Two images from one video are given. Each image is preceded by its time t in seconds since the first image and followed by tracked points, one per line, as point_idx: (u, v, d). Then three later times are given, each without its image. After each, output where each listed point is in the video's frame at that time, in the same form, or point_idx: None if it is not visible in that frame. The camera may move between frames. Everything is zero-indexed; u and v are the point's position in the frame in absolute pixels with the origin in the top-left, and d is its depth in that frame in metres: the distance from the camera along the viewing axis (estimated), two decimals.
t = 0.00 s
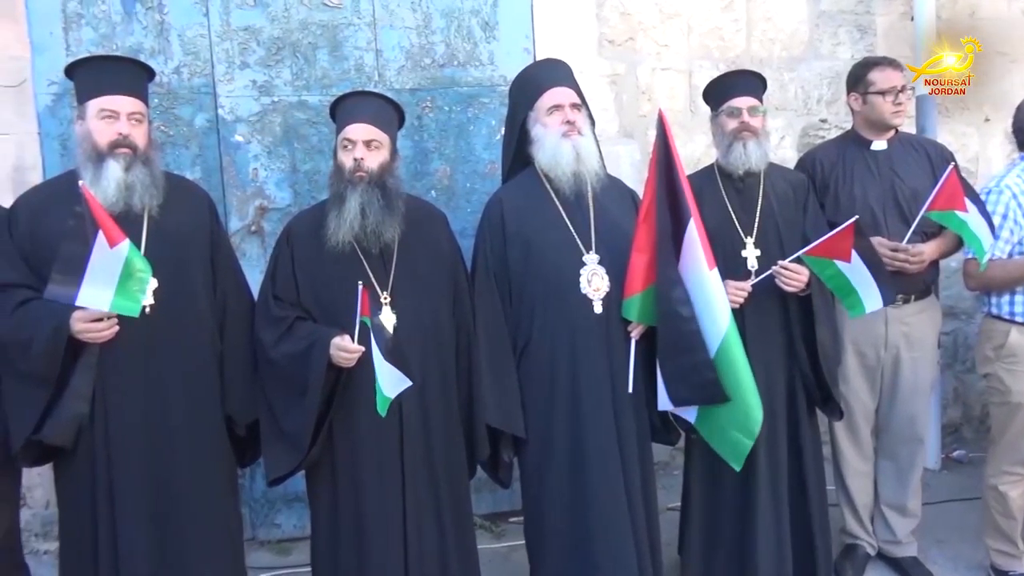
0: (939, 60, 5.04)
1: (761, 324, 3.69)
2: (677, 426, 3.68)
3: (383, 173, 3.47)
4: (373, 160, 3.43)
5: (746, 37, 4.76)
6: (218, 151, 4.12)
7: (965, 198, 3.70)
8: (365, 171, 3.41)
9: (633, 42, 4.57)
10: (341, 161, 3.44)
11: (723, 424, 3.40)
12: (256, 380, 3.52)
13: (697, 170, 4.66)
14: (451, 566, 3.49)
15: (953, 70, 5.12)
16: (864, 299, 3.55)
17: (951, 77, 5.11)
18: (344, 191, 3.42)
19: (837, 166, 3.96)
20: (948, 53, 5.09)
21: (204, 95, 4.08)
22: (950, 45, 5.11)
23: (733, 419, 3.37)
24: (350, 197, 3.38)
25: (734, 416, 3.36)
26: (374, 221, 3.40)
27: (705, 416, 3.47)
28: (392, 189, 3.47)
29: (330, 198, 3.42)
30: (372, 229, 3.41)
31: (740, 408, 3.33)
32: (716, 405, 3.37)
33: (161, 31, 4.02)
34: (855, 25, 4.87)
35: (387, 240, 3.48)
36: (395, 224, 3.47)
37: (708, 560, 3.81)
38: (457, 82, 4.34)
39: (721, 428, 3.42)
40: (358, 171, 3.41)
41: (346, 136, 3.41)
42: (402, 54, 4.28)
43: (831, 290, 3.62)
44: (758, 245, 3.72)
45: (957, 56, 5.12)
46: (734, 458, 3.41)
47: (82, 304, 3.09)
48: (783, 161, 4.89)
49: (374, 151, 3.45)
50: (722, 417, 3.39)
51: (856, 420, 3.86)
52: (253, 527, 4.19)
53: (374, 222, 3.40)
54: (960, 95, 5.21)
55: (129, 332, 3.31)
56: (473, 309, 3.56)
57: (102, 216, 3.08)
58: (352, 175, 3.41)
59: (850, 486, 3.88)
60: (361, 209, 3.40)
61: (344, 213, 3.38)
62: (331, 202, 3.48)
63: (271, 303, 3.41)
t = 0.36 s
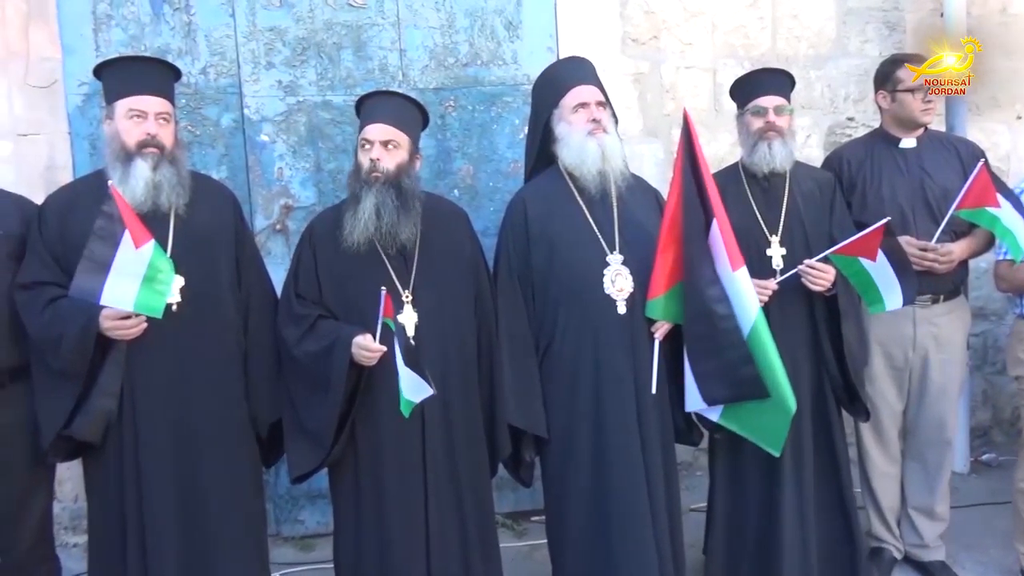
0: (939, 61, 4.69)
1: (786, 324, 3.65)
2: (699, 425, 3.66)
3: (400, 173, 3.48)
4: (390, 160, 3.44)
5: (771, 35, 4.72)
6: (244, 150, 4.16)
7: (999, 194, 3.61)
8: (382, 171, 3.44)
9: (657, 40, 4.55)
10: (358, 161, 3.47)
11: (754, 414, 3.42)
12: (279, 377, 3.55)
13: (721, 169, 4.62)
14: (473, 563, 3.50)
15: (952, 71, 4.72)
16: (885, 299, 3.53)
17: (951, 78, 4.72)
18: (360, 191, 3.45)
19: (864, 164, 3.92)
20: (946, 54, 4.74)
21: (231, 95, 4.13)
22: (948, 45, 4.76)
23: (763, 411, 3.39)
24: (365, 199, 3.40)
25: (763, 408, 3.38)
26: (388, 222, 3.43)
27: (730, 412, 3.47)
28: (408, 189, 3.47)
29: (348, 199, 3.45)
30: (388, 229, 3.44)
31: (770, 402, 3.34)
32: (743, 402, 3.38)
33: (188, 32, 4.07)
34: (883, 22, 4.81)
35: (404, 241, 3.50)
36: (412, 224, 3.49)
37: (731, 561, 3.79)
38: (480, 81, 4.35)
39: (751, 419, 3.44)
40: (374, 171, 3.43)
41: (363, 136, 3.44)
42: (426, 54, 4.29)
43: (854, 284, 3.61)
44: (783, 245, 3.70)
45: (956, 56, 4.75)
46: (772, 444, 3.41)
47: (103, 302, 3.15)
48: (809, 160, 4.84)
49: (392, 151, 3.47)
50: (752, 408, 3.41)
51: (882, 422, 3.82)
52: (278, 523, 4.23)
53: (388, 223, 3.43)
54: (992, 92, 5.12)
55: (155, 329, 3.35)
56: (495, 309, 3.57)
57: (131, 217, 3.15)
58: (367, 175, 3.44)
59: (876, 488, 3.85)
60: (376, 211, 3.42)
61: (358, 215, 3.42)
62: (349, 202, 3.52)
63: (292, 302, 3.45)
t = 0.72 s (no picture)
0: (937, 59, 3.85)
1: (811, 323, 3.61)
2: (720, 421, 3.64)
3: (418, 173, 3.49)
4: (410, 160, 3.46)
5: (798, 32, 4.67)
6: (269, 149, 4.20)
7: None
8: (401, 171, 3.46)
9: (681, 37, 4.53)
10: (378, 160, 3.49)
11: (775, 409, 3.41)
12: (303, 373, 3.58)
13: (745, 167, 4.58)
14: (495, 560, 3.51)
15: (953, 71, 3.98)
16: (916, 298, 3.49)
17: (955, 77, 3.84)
18: (380, 190, 3.47)
19: (892, 161, 3.87)
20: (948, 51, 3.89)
21: (256, 94, 4.17)
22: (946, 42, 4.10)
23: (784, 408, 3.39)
24: (382, 198, 3.42)
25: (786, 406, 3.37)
26: (407, 222, 3.43)
27: (754, 404, 3.45)
28: (428, 189, 3.49)
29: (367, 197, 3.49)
30: (405, 230, 3.45)
31: (793, 401, 3.33)
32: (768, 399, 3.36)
33: (215, 32, 4.12)
34: (912, 18, 4.75)
35: (421, 242, 3.52)
36: (430, 224, 3.50)
37: (755, 561, 3.76)
38: (504, 80, 4.35)
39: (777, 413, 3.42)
40: (393, 171, 3.46)
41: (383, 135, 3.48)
42: (449, 52, 4.30)
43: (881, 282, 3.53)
44: (810, 243, 3.66)
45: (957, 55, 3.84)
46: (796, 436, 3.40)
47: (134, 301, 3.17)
48: (835, 158, 4.78)
49: (412, 151, 3.48)
50: (776, 404, 3.39)
51: (910, 423, 3.78)
52: (301, 519, 4.26)
53: (407, 222, 3.43)
54: None
55: (180, 325, 3.39)
56: (517, 308, 3.58)
57: (161, 217, 3.19)
58: (387, 175, 3.46)
59: (902, 490, 3.81)
60: (396, 209, 3.43)
61: (379, 212, 3.43)
62: (370, 200, 3.54)
63: (315, 299, 3.48)
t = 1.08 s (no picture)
0: (941, 59, 4.11)
1: (841, 323, 3.57)
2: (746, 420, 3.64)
3: (448, 173, 3.50)
4: (439, 159, 3.47)
5: (829, 28, 4.61)
6: (297, 147, 4.23)
7: None
8: (431, 170, 3.46)
9: (709, 34, 4.49)
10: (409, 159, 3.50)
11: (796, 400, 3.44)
12: (330, 370, 3.60)
13: (774, 165, 4.53)
14: (521, 559, 3.52)
15: (955, 71, 4.08)
16: (948, 297, 3.43)
17: (953, 77, 3.98)
18: (410, 190, 3.49)
19: (926, 159, 3.81)
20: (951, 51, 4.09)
21: (285, 92, 4.21)
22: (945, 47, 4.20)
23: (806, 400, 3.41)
24: (413, 198, 3.43)
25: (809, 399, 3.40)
26: (437, 222, 3.43)
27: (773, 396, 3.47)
28: (457, 188, 3.50)
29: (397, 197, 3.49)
30: (436, 229, 3.45)
31: (815, 393, 3.37)
32: (794, 392, 3.37)
33: (244, 31, 4.16)
34: (947, 13, 4.67)
35: (450, 240, 3.51)
36: (460, 222, 3.50)
37: (783, 563, 3.74)
38: (530, 77, 4.34)
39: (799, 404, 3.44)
40: (423, 170, 3.47)
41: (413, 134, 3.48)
42: (476, 50, 4.31)
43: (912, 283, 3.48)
44: (841, 242, 3.62)
45: (957, 56, 4.04)
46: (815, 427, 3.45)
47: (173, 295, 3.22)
48: (866, 155, 4.71)
49: (440, 150, 3.50)
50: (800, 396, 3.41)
51: (942, 424, 3.73)
52: (327, 514, 4.31)
53: (437, 222, 3.42)
54: None
55: (209, 322, 3.43)
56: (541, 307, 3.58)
57: (195, 214, 3.24)
58: (418, 173, 3.47)
59: (934, 493, 3.76)
60: (426, 210, 3.44)
61: (410, 212, 3.44)
62: (398, 200, 3.56)
63: (343, 297, 3.50)
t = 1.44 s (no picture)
0: (938, 60, 4.56)
1: (870, 323, 3.52)
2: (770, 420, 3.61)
3: (489, 168, 3.54)
4: (481, 155, 3.48)
5: (859, 23, 4.54)
6: (324, 145, 4.28)
7: None
8: (476, 166, 3.46)
9: (736, 30, 4.45)
10: (449, 157, 3.45)
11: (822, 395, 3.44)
12: (356, 366, 3.63)
13: (804, 162, 4.47)
14: (545, 557, 3.52)
15: (950, 72, 4.56)
16: (981, 297, 3.35)
17: (951, 77, 4.58)
18: (456, 186, 3.46)
19: (958, 156, 3.75)
20: (947, 53, 4.57)
21: (312, 90, 4.25)
22: (949, 45, 4.56)
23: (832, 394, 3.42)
24: (462, 193, 3.45)
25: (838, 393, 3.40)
26: (484, 218, 3.47)
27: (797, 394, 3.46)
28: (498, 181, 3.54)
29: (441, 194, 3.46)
30: (481, 226, 3.48)
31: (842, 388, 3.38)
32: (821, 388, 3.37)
33: (272, 30, 4.21)
34: (981, 7, 4.56)
35: (488, 236, 3.52)
36: (502, 218, 3.52)
37: (809, 564, 3.71)
38: (556, 74, 4.33)
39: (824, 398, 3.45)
40: (467, 167, 3.46)
41: (452, 131, 3.47)
42: (502, 48, 4.31)
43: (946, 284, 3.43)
44: (869, 241, 3.57)
45: (955, 56, 4.57)
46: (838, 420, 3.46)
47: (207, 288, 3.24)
48: (896, 152, 4.65)
49: (480, 146, 3.51)
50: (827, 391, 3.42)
51: (973, 426, 3.70)
52: (352, 508, 4.34)
53: (484, 218, 3.47)
54: None
55: (235, 318, 3.46)
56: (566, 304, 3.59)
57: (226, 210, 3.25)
58: (462, 171, 3.46)
59: (964, 495, 3.72)
60: (474, 205, 3.46)
61: (459, 211, 3.44)
62: (439, 196, 3.52)
63: (369, 294, 3.51)
